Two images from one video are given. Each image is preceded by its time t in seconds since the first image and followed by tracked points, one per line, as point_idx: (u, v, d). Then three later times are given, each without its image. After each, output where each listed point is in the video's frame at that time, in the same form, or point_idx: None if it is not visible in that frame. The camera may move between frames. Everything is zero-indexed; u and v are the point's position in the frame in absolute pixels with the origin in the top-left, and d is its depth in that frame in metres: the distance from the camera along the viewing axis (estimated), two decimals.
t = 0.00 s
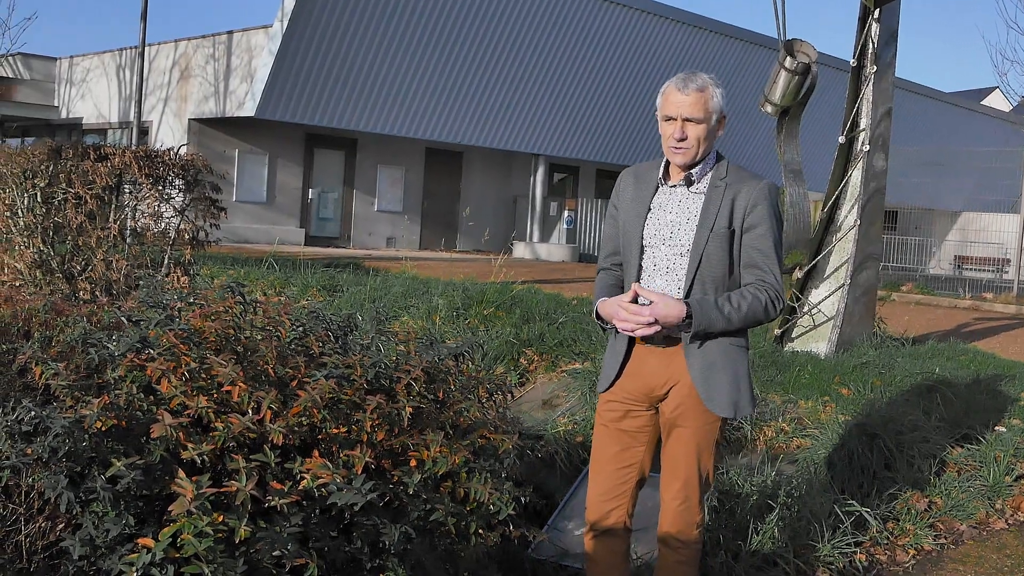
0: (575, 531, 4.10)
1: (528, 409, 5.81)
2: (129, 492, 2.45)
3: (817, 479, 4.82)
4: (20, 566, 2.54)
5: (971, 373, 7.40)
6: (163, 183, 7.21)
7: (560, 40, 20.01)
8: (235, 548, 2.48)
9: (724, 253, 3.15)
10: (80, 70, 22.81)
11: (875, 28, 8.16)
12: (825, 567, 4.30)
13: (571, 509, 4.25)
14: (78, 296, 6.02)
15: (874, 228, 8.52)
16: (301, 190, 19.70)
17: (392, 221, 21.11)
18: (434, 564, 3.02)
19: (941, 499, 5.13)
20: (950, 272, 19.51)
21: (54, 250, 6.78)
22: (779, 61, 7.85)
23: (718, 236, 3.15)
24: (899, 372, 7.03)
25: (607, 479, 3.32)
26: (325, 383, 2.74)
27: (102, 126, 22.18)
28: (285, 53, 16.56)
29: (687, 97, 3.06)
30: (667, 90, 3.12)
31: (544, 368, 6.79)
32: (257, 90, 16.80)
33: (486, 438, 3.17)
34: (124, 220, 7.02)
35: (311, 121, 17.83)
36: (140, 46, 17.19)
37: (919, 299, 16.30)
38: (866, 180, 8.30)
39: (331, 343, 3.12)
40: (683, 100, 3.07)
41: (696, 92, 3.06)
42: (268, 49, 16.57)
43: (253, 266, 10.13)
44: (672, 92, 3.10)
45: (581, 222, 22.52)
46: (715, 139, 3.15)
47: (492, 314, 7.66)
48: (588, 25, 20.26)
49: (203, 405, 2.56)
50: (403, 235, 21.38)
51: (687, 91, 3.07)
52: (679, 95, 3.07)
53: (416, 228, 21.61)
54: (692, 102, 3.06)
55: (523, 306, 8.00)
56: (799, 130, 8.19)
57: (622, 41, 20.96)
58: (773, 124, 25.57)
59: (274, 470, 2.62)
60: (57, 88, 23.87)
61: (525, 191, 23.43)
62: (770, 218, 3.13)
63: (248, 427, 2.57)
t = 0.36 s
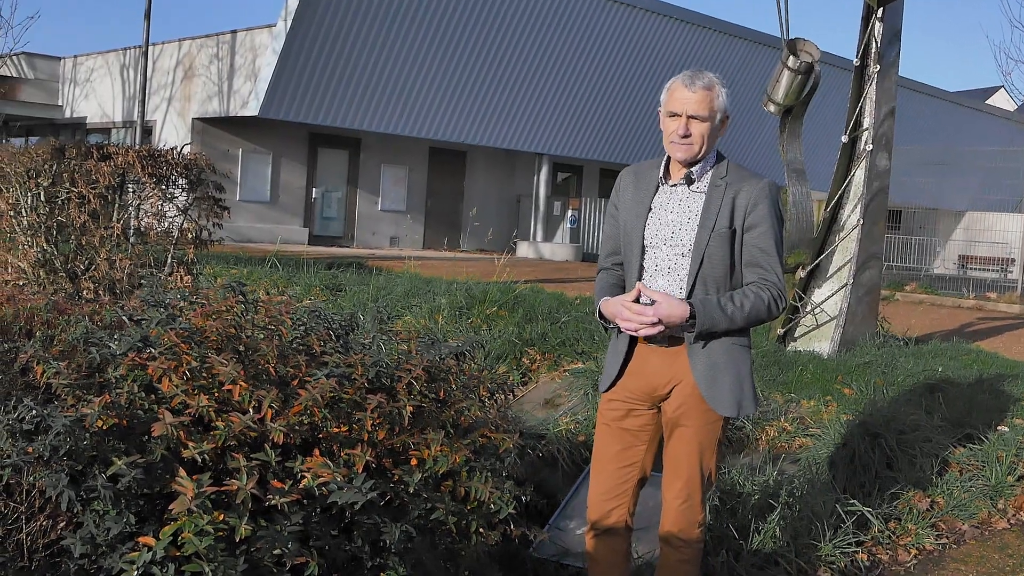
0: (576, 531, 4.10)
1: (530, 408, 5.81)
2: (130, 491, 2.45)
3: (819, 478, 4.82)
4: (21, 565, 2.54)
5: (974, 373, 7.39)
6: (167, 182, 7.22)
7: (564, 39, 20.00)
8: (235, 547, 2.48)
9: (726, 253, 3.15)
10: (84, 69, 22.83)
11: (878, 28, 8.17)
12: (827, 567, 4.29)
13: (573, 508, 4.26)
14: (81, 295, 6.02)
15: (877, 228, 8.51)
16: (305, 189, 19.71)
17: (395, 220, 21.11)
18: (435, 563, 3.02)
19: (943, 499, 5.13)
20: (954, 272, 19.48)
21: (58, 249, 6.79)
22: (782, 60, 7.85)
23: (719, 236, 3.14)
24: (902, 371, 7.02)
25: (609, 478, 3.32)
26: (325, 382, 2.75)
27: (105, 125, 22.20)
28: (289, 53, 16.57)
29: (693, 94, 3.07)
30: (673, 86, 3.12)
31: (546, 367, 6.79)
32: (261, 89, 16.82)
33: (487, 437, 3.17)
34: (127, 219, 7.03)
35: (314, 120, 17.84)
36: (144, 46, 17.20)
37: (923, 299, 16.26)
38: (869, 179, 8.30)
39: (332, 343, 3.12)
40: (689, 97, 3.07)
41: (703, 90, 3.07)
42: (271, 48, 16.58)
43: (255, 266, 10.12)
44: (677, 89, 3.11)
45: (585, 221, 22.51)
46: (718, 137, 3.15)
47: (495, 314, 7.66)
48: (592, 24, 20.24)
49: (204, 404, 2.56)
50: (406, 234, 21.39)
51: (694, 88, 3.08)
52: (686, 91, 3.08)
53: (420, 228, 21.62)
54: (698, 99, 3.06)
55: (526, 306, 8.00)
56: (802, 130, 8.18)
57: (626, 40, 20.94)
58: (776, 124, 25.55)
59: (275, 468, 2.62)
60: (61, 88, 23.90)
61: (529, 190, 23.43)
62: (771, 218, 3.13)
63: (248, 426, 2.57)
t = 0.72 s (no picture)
0: (577, 530, 4.10)
1: (532, 408, 5.81)
2: (130, 490, 2.46)
3: (820, 479, 4.81)
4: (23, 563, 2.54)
5: (976, 373, 7.39)
6: (170, 182, 7.23)
7: (567, 38, 19.99)
8: (235, 546, 2.47)
9: (728, 254, 3.15)
10: (87, 69, 22.85)
11: (881, 28, 8.15)
12: (828, 567, 4.30)
13: (573, 508, 4.26)
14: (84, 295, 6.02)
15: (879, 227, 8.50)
16: (308, 189, 19.71)
17: (398, 220, 21.11)
18: (435, 562, 3.03)
19: (945, 499, 5.13)
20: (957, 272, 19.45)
21: (61, 249, 6.78)
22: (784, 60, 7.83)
23: (722, 236, 3.14)
24: (903, 371, 7.02)
25: (608, 478, 3.32)
26: (325, 382, 2.75)
27: (109, 125, 22.22)
28: (292, 53, 16.58)
29: (693, 100, 3.06)
30: (670, 91, 3.12)
31: (548, 367, 6.79)
32: (264, 88, 16.84)
33: (488, 437, 3.17)
34: (130, 219, 7.05)
35: (317, 120, 17.85)
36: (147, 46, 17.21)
37: (925, 299, 16.24)
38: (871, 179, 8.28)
39: (332, 343, 3.11)
40: (688, 103, 3.07)
41: (702, 95, 3.06)
42: (274, 48, 16.60)
43: (257, 265, 10.12)
44: (675, 94, 3.10)
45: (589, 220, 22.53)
46: (719, 139, 3.16)
47: (497, 313, 7.66)
48: (595, 24, 20.23)
49: (204, 403, 2.57)
50: (409, 234, 21.39)
51: (692, 94, 3.07)
52: (685, 98, 3.07)
53: (422, 227, 21.62)
54: (698, 106, 3.06)
55: (528, 305, 8.00)
56: (805, 130, 8.19)
57: (629, 39, 20.93)
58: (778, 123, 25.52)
59: (275, 468, 2.63)
60: (65, 88, 23.91)
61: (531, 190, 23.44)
62: (772, 218, 3.13)
63: (249, 426, 2.58)
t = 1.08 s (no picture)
0: (576, 530, 4.11)
1: (534, 408, 5.81)
2: (131, 489, 2.46)
3: (822, 479, 4.81)
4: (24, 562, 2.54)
5: (979, 373, 7.38)
6: (173, 182, 7.26)
7: (571, 39, 19.97)
8: (236, 545, 2.48)
9: (728, 254, 3.15)
10: (91, 69, 22.88)
11: (884, 27, 8.12)
12: (829, 566, 4.30)
13: (574, 509, 4.26)
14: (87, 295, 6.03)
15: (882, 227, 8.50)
16: (311, 189, 19.73)
17: (402, 220, 21.12)
18: (436, 562, 3.03)
19: (946, 499, 5.13)
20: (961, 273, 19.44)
21: (65, 249, 6.82)
22: (787, 60, 7.82)
23: (722, 236, 3.15)
24: (905, 371, 7.01)
25: (609, 478, 3.32)
26: (326, 381, 2.75)
27: (113, 125, 22.25)
28: (295, 53, 16.60)
29: (687, 98, 3.06)
30: (666, 90, 3.11)
31: (550, 367, 6.79)
32: (268, 89, 16.86)
33: (489, 436, 3.18)
34: (133, 219, 7.07)
35: (321, 120, 17.87)
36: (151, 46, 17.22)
37: (928, 299, 16.23)
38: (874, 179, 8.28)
39: (333, 342, 3.12)
40: (683, 102, 3.07)
41: (696, 92, 3.05)
42: (278, 48, 16.62)
43: (261, 265, 10.13)
44: (671, 93, 3.10)
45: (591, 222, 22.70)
46: (715, 137, 3.15)
47: (500, 313, 7.66)
48: (599, 24, 20.23)
49: (205, 403, 2.57)
50: (412, 234, 21.41)
51: (686, 91, 3.07)
52: (679, 95, 3.07)
53: (426, 227, 21.64)
54: (693, 104, 3.05)
55: (531, 306, 7.99)
56: (807, 129, 8.19)
57: (633, 40, 20.92)
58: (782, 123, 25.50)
59: (276, 467, 2.64)
60: (69, 88, 23.95)
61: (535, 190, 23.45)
62: (773, 217, 3.13)
63: (250, 425, 2.58)
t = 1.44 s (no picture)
0: (579, 530, 4.10)
1: (537, 409, 5.82)
2: (132, 489, 2.46)
3: (825, 481, 4.80)
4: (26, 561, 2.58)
5: (982, 374, 7.37)
6: (177, 182, 7.22)
7: (576, 39, 19.98)
8: (238, 544, 2.48)
9: (724, 253, 3.15)
10: (96, 70, 22.92)
11: (887, 28, 8.13)
12: (830, 568, 4.29)
13: (577, 509, 4.26)
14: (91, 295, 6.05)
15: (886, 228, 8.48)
16: (316, 189, 19.76)
17: (406, 220, 21.14)
18: (436, 562, 3.04)
19: (949, 500, 5.12)
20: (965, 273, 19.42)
21: (69, 249, 6.84)
22: (790, 61, 7.83)
23: (718, 236, 3.14)
24: (908, 372, 7.01)
25: (610, 479, 3.33)
26: (327, 381, 2.76)
27: (117, 125, 22.29)
28: (300, 53, 16.61)
29: (679, 94, 3.06)
30: (659, 87, 3.11)
31: (553, 367, 6.80)
32: (272, 89, 16.87)
33: (490, 437, 3.19)
34: (137, 219, 7.02)
35: (325, 121, 17.88)
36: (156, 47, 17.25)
37: (933, 300, 16.22)
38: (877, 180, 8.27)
39: (335, 342, 3.12)
40: (675, 98, 3.06)
41: (689, 89, 3.05)
42: (282, 49, 16.63)
43: (265, 265, 10.14)
44: (663, 89, 3.10)
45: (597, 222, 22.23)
46: (710, 134, 3.15)
47: (503, 314, 7.67)
48: (603, 25, 20.24)
49: (206, 403, 2.57)
50: (416, 234, 21.42)
51: (679, 88, 3.07)
52: (671, 92, 3.07)
53: (430, 228, 21.65)
54: (685, 100, 3.05)
55: (534, 306, 8.00)
56: (810, 131, 8.20)
57: (637, 40, 20.93)
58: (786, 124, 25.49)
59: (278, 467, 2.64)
60: (74, 88, 24.00)
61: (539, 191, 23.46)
62: (770, 215, 3.12)
63: (252, 425, 2.59)
